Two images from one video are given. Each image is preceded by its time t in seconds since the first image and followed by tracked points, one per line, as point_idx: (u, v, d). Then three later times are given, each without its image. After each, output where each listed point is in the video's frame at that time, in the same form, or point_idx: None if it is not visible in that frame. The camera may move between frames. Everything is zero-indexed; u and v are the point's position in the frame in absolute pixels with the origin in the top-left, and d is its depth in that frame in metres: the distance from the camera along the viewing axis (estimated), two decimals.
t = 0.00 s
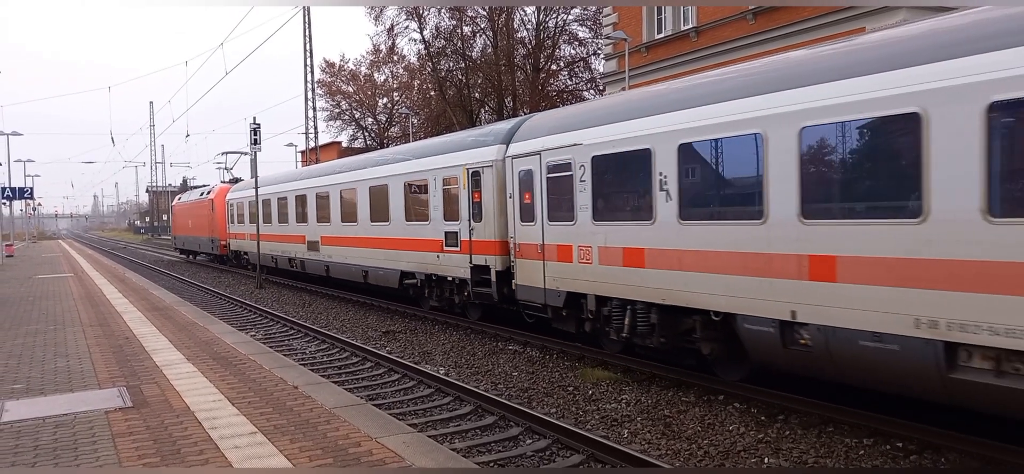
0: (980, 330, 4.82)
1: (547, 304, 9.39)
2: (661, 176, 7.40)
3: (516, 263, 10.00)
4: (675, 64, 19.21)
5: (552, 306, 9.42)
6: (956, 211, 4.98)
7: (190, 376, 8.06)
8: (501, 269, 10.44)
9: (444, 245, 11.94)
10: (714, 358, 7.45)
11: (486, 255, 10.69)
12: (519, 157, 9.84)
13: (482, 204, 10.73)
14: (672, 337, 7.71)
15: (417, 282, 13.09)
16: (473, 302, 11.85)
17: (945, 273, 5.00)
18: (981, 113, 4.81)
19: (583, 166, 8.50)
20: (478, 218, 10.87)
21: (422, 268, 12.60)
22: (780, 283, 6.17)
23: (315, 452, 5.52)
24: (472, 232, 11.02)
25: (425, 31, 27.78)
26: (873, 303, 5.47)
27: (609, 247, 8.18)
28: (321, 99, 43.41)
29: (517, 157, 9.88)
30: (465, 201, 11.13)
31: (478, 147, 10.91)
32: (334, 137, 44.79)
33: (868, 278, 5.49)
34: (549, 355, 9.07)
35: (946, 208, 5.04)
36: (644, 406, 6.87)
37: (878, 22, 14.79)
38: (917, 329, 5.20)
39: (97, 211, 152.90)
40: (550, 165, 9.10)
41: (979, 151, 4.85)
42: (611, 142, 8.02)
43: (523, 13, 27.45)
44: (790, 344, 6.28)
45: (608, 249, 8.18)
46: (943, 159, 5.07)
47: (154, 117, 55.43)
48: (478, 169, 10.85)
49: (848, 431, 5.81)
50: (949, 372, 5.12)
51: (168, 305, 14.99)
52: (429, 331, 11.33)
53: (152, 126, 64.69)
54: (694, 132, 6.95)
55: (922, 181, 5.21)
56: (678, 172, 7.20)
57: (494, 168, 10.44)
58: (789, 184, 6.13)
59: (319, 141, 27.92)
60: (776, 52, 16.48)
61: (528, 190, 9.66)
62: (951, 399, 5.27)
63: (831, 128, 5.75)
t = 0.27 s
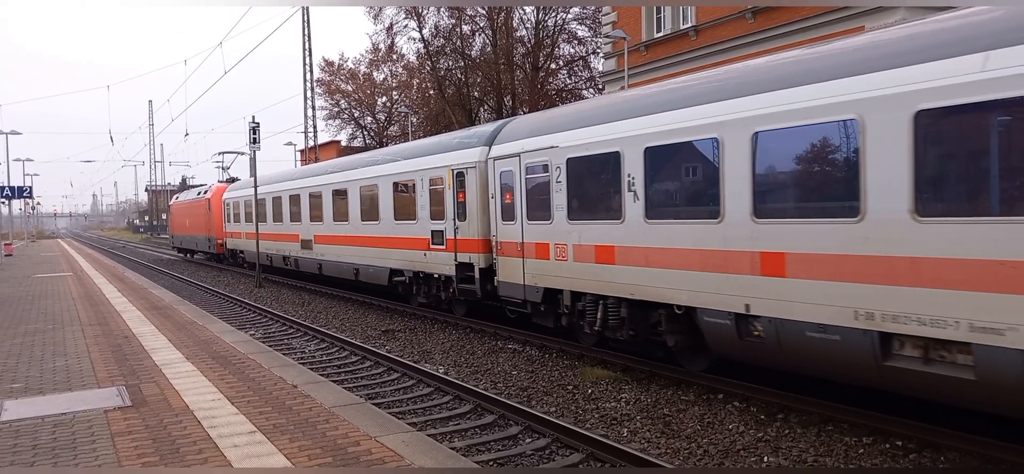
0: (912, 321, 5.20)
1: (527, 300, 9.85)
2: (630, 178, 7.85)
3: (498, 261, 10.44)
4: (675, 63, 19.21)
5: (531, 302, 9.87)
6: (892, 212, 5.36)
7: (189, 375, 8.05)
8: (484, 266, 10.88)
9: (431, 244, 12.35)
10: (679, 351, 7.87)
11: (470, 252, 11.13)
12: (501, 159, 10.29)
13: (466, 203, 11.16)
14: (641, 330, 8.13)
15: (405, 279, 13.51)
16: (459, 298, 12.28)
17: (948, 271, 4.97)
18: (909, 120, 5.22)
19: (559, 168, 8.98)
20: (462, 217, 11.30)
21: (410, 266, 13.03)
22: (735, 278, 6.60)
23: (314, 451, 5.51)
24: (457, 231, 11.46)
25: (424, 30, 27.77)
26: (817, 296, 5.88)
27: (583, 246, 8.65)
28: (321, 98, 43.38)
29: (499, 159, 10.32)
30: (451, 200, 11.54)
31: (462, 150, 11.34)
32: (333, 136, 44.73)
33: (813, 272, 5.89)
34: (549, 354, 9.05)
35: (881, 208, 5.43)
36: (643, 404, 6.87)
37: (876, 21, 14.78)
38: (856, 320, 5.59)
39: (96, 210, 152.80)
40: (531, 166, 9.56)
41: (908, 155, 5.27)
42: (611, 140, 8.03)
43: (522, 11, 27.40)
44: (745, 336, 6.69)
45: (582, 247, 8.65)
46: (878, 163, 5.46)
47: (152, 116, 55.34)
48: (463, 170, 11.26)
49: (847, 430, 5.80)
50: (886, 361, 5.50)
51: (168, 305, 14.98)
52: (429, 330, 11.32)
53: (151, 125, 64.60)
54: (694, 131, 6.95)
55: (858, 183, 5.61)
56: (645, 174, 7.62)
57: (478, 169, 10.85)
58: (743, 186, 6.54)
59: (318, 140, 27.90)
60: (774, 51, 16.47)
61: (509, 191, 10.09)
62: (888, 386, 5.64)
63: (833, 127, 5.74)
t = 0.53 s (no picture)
0: (861, 313, 5.56)
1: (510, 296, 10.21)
2: (606, 178, 8.19)
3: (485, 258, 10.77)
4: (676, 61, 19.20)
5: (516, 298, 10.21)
6: (842, 211, 5.71)
7: (191, 374, 8.06)
8: (471, 264, 11.20)
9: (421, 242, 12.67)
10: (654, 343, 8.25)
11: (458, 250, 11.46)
12: (486, 159, 10.60)
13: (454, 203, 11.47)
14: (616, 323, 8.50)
15: (398, 276, 13.84)
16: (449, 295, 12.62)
17: (954, 270, 4.96)
18: (855, 125, 5.58)
19: (541, 168, 9.31)
20: (451, 216, 11.62)
21: (402, 264, 13.36)
22: (701, 275, 6.97)
23: (316, 450, 5.51)
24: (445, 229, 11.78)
25: (426, 28, 27.77)
26: (774, 291, 6.24)
27: (563, 244, 9.01)
28: (322, 97, 43.40)
29: (485, 159, 10.63)
30: (440, 200, 11.85)
31: (451, 151, 11.63)
32: (335, 135, 44.74)
33: (771, 269, 6.26)
34: (551, 353, 9.05)
35: (832, 208, 5.79)
36: (646, 403, 6.86)
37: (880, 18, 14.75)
38: (809, 313, 5.96)
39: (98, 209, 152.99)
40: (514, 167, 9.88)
41: (855, 159, 5.62)
42: (614, 138, 8.00)
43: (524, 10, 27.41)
44: (711, 329, 7.04)
45: (562, 245, 9.01)
46: (829, 166, 5.80)
47: (154, 115, 55.36)
48: (452, 170, 11.55)
49: (851, 428, 5.79)
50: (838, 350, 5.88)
51: (170, 303, 14.99)
52: (430, 328, 11.33)
53: (153, 124, 64.66)
54: (698, 128, 6.91)
55: (811, 184, 5.97)
56: (621, 175, 7.95)
57: (466, 169, 11.15)
58: (708, 187, 6.90)
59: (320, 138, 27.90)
60: (776, 49, 16.46)
61: (494, 191, 10.41)
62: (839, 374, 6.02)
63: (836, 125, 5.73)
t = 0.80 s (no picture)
0: (819, 309, 5.92)
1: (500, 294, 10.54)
2: (587, 181, 8.54)
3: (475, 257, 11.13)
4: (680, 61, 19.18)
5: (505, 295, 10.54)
6: (801, 212, 6.08)
7: (195, 374, 8.07)
8: (462, 263, 11.55)
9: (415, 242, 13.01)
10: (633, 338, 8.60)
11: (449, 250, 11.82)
12: (476, 162, 10.96)
13: (446, 204, 11.81)
14: (597, 319, 8.86)
15: (393, 275, 14.19)
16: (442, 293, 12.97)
17: (961, 269, 4.95)
18: (813, 131, 5.93)
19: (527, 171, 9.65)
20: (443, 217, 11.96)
21: (396, 263, 13.71)
22: (674, 272, 7.33)
23: (320, 450, 5.51)
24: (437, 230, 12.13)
25: (429, 29, 27.77)
26: (741, 288, 6.59)
27: (548, 244, 9.35)
28: (325, 97, 43.43)
29: (475, 162, 10.98)
30: (433, 201, 12.19)
31: (442, 154, 12.00)
32: (338, 135, 44.75)
33: (737, 267, 6.62)
34: (554, 353, 9.06)
35: (791, 209, 6.15)
36: (649, 404, 6.86)
37: (884, 18, 14.72)
38: (772, 308, 6.32)
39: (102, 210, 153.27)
40: (503, 169, 10.24)
41: (812, 163, 5.99)
42: (619, 138, 7.96)
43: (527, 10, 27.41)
44: (683, 324, 7.40)
45: (548, 245, 9.35)
46: (789, 170, 6.16)
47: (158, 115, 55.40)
48: (443, 172, 11.91)
49: (854, 429, 5.78)
50: (798, 344, 6.24)
51: (173, 304, 15.02)
52: (434, 329, 11.35)
53: (156, 125, 64.71)
54: (705, 128, 6.88)
55: (773, 187, 6.32)
56: (601, 177, 8.30)
57: (456, 172, 11.51)
58: (680, 189, 7.26)
59: (323, 139, 27.92)
60: (779, 49, 16.44)
61: (484, 192, 10.76)
62: (800, 367, 6.39)
63: (842, 125, 5.72)
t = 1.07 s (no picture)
0: (783, 309, 6.22)
1: (489, 295, 10.81)
2: (570, 186, 8.82)
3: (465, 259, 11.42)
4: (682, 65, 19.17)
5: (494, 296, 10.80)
6: (767, 217, 6.37)
7: (196, 377, 8.07)
8: (454, 266, 11.81)
9: (408, 245, 13.30)
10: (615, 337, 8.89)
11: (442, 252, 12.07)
12: (467, 166, 11.28)
13: (438, 207, 12.09)
14: (580, 319, 9.16)
15: (387, 277, 14.48)
16: (434, 295, 13.24)
17: (965, 274, 4.93)
18: (777, 139, 6.23)
19: (514, 175, 9.95)
20: (435, 220, 12.22)
21: (390, 265, 14.01)
22: (651, 273, 7.63)
23: (321, 453, 5.51)
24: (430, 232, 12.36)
25: (431, 32, 27.80)
26: (712, 289, 6.88)
27: (534, 246, 9.64)
28: (328, 100, 43.47)
29: (466, 167, 11.31)
30: (425, 205, 12.47)
31: (434, 159, 12.32)
32: (340, 138, 44.78)
33: (708, 269, 6.91)
34: (556, 357, 9.05)
35: (758, 214, 6.45)
36: (650, 408, 6.84)
37: (887, 22, 14.68)
38: (739, 308, 6.62)
39: (104, 212, 153.50)
40: (491, 174, 10.55)
41: (794, 169, 6.14)
42: (618, 141, 7.95)
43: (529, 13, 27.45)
44: (659, 323, 7.70)
45: (534, 247, 9.64)
46: (756, 177, 6.46)
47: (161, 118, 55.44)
48: (435, 176, 12.22)
49: (855, 433, 5.77)
50: (764, 342, 6.54)
51: (176, 306, 15.02)
52: (435, 332, 11.35)
53: (159, 127, 64.78)
54: (704, 132, 6.88)
55: (742, 193, 6.62)
56: (584, 182, 8.58)
57: (447, 176, 11.81)
58: (656, 194, 7.55)
59: (325, 142, 27.93)
60: (782, 53, 16.42)
61: (473, 196, 11.07)
62: (767, 364, 6.66)
63: (843, 129, 5.73)
